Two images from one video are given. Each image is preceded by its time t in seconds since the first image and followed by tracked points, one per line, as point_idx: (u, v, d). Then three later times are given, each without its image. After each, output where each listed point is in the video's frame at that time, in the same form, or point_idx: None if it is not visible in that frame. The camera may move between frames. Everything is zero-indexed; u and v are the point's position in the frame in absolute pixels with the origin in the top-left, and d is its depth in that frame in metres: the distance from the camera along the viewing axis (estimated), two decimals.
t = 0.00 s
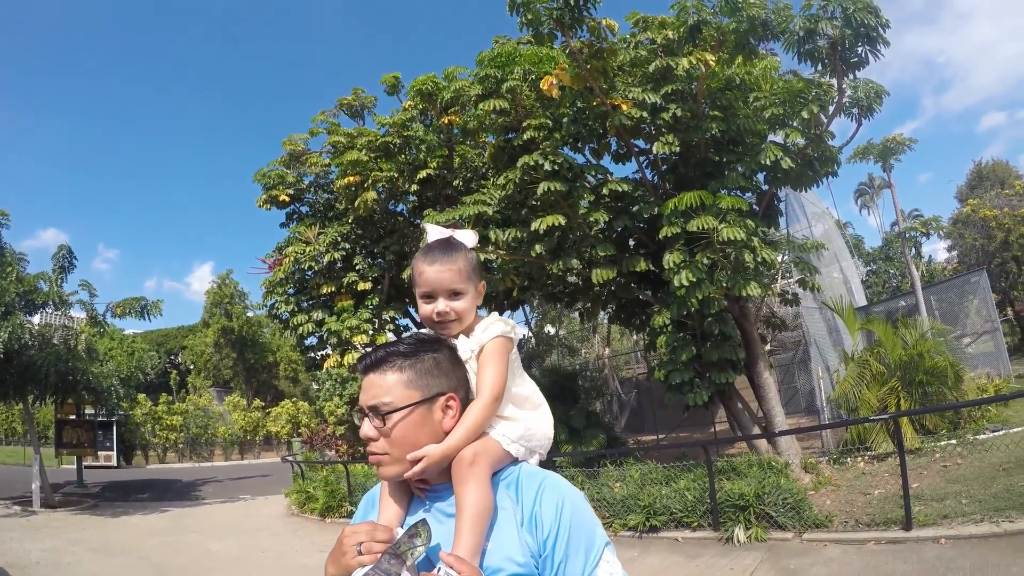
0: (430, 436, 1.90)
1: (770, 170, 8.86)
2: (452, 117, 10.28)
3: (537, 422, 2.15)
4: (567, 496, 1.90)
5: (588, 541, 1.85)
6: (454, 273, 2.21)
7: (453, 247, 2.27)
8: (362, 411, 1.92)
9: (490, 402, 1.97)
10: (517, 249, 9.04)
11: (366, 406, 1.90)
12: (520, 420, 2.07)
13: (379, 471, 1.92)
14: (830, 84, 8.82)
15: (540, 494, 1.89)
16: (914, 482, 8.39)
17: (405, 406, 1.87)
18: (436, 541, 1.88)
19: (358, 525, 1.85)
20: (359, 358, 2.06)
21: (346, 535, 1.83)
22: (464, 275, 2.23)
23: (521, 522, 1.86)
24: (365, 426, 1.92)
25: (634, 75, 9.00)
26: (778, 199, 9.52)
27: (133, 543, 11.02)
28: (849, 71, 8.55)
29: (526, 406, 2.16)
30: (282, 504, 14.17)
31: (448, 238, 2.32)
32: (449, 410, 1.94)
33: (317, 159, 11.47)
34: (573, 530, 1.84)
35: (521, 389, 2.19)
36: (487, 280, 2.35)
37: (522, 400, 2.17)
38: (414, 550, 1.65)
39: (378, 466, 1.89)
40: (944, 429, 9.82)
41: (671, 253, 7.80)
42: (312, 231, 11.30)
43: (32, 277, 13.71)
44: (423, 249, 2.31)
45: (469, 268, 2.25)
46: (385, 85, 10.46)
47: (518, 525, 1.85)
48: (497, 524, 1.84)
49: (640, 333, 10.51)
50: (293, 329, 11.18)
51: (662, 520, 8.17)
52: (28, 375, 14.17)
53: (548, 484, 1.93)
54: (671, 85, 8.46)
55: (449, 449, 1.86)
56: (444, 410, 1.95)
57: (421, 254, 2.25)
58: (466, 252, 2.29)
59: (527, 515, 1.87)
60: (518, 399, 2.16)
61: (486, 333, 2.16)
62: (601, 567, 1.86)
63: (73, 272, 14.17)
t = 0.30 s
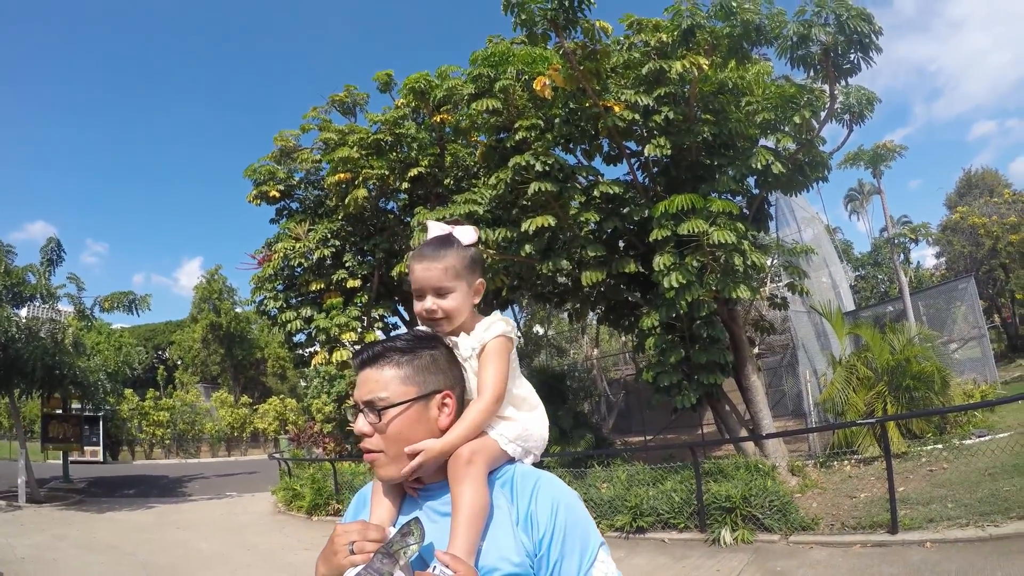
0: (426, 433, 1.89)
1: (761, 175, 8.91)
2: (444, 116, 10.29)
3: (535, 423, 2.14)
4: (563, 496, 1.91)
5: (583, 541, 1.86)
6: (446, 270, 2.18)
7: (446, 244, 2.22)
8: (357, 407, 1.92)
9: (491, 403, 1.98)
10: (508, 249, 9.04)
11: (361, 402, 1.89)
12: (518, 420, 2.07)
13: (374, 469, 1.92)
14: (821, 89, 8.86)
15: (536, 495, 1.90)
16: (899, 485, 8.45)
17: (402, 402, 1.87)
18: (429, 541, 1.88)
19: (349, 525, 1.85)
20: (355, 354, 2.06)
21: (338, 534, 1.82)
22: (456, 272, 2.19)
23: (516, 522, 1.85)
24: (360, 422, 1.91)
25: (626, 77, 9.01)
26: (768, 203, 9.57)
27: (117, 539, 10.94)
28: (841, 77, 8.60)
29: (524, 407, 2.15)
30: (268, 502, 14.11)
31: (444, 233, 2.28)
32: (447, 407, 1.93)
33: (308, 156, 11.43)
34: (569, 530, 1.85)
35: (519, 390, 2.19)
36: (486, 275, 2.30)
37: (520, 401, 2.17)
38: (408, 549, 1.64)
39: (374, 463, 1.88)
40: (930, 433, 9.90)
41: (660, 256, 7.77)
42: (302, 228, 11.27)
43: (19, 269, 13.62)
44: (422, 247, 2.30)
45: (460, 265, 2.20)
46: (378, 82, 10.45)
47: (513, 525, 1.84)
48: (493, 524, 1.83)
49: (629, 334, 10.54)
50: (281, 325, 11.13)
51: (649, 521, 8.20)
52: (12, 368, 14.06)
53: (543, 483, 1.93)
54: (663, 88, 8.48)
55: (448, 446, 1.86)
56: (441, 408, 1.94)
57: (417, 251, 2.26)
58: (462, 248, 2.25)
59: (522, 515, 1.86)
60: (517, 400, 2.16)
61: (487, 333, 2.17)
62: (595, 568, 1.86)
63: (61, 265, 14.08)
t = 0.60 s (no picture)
0: (429, 441, 1.86)
1: (763, 181, 8.92)
2: (446, 122, 10.32)
3: (538, 430, 2.14)
4: (569, 504, 1.88)
5: (591, 550, 1.83)
6: (422, 275, 2.25)
7: (430, 250, 2.30)
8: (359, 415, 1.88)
9: (502, 412, 2.00)
10: (509, 255, 9.04)
11: (363, 409, 1.85)
12: (524, 427, 2.08)
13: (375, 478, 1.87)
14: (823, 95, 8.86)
15: (542, 502, 1.87)
16: (901, 492, 8.42)
17: (405, 410, 1.84)
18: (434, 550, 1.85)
19: (353, 535, 1.83)
20: (355, 361, 2.02)
21: (342, 545, 1.80)
22: (432, 275, 2.24)
23: (522, 530, 1.82)
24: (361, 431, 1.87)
25: (628, 84, 9.02)
26: (770, 209, 9.57)
27: (117, 544, 10.93)
28: (842, 83, 8.59)
29: (529, 414, 2.17)
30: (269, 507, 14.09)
31: (436, 240, 2.34)
32: (449, 414, 1.91)
33: (310, 162, 11.45)
34: (576, 538, 1.82)
35: (522, 396, 2.20)
36: (475, 279, 2.28)
37: (524, 408, 2.18)
38: (414, 559, 1.61)
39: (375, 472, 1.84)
40: (933, 440, 9.87)
41: (662, 262, 7.83)
42: (303, 234, 11.28)
43: (22, 273, 13.64)
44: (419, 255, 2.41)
45: (438, 269, 2.25)
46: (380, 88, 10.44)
47: (519, 534, 1.81)
48: (499, 533, 1.80)
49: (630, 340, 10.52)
50: (283, 331, 11.13)
51: (650, 529, 8.18)
52: (14, 373, 14.07)
53: (549, 491, 1.91)
54: (664, 95, 8.50)
55: (454, 452, 1.85)
56: (443, 416, 1.91)
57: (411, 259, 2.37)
58: (444, 251, 2.27)
59: (528, 523, 1.84)
60: (522, 407, 2.18)
61: (483, 339, 2.20)
62: None
63: (64, 269, 14.10)
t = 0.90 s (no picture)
0: (423, 440, 1.85)
1: (763, 182, 8.92)
2: (447, 122, 10.32)
3: (534, 429, 2.10)
4: (564, 505, 1.87)
5: (586, 551, 1.82)
6: (408, 270, 2.23)
7: (418, 247, 2.28)
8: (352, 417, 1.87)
9: (498, 410, 1.96)
10: (510, 255, 9.05)
11: (355, 411, 1.85)
12: (520, 426, 2.04)
13: (369, 480, 1.86)
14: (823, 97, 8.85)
15: (537, 503, 1.86)
16: (900, 494, 8.42)
17: (397, 410, 1.83)
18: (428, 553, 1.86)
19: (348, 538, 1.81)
20: (348, 362, 2.03)
21: (336, 549, 1.77)
22: (418, 270, 2.22)
23: (518, 533, 1.82)
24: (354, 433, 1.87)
25: (628, 84, 9.02)
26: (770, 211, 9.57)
27: (116, 542, 10.93)
28: (842, 84, 8.59)
29: (523, 413, 2.13)
30: (268, 506, 14.10)
31: (425, 238, 2.33)
32: (442, 414, 1.90)
33: (310, 161, 11.45)
34: (572, 539, 1.81)
35: (516, 395, 2.16)
36: (462, 275, 2.25)
37: (519, 406, 2.15)
38: (407, 562, 1.65)
39: (369, 473, 1.83)
40: (932, 442, 9.87)
41: (662, 262, 7.82)
42: (304, 233, 11.29)
43: (21, 271, 13.64)
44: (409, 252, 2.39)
45: (424, 265, 2.22)
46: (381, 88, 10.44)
47: (514, 536, 1.81)
48: (493, 536, 1.80)
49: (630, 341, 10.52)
50: (283, 330, 11.14)
51: (649, 529, 8.18)
52: (13, 370, 14.07)
53: (544, 492, 1.90)
54: (665, 96, 8.50)
55: (448, 453, 1.83)
56: (436, 416, 1.90)
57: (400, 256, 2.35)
58: (432, 247, 2.25)
59: (523, 525, 1.83)
60: (516, 406, 2.14)
61: (474, 336, 2.15)
62: None
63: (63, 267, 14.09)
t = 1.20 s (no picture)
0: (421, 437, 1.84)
1: (772, 179, 8.88)
2: (455, 120, 10.33)
3: (535, 427, 2.08)
4: (565, 506, 1.85)
5: (587, 553, 1.80)
6: (403, 266, 2.20)
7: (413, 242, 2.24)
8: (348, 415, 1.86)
9: (501, 409, 1.95)
10: (518, 254, 9.04)
11: (351, 409, 1.84)
12: (521, 424, 2.02)
13: (365, 479, 1.85)
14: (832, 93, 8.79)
15: (537, 504, 1.84)
16: (911, 492, 8.37)
17: (394, 408, 1.82)
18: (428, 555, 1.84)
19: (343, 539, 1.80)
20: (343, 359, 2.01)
21: (331, 550, 1.76)
22: (413, 267, 2.19)
23: (518, 535, 1.80)
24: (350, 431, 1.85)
25: (636, 81, 8.99)
26: (779, 208, 9.52)
27: (127, 541, 10.99)
28: (850, 80, 8.54)
29: (524, 411, 2.11)
30: (277, 505, 14.14)
31: (420, 233, 2.30)
32: (441, 412, 1.88)
33: (319, 160, 11.49)
34: (573, 541, 1.79)
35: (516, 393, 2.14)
36: (459, 271, 2.22)
37: (519, 405, 2.12)
38: (404, 565, 1.62)
39: (365, 472, 1.81)
40: (943, 440, 9.81)
41: (671, 260, 7.81)
42: (312, 232, 11.31)
43: (32, 271, 13.73)
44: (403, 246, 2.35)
45: (420, 261, 2.20)
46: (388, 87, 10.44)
47: (514, 537, 1.79)
48: (492, 538, 1.78)
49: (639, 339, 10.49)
50: (292, 329, 11.17)
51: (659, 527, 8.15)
52: (25, 370, 14.14)
53: (544, 492, 1.87)
54: (673, 93, 8.48)
55: (447, 452, 1.81)
56: (434, 413, 1.88)
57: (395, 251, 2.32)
58: (428, 242, 2.23)
59: (523, 526, 1.81)
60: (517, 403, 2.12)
61: (471, 335, 2.12)
62: None
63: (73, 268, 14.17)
